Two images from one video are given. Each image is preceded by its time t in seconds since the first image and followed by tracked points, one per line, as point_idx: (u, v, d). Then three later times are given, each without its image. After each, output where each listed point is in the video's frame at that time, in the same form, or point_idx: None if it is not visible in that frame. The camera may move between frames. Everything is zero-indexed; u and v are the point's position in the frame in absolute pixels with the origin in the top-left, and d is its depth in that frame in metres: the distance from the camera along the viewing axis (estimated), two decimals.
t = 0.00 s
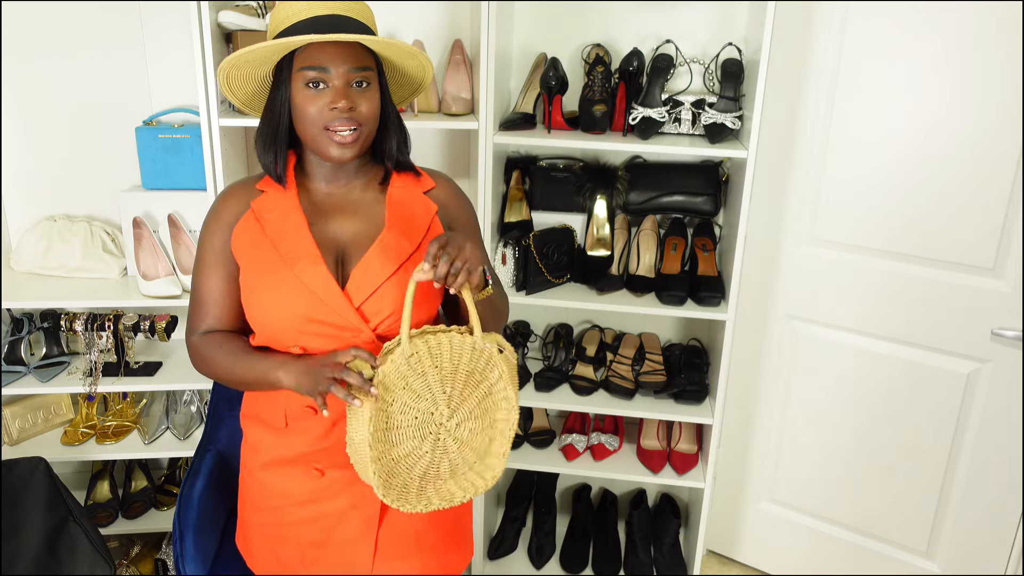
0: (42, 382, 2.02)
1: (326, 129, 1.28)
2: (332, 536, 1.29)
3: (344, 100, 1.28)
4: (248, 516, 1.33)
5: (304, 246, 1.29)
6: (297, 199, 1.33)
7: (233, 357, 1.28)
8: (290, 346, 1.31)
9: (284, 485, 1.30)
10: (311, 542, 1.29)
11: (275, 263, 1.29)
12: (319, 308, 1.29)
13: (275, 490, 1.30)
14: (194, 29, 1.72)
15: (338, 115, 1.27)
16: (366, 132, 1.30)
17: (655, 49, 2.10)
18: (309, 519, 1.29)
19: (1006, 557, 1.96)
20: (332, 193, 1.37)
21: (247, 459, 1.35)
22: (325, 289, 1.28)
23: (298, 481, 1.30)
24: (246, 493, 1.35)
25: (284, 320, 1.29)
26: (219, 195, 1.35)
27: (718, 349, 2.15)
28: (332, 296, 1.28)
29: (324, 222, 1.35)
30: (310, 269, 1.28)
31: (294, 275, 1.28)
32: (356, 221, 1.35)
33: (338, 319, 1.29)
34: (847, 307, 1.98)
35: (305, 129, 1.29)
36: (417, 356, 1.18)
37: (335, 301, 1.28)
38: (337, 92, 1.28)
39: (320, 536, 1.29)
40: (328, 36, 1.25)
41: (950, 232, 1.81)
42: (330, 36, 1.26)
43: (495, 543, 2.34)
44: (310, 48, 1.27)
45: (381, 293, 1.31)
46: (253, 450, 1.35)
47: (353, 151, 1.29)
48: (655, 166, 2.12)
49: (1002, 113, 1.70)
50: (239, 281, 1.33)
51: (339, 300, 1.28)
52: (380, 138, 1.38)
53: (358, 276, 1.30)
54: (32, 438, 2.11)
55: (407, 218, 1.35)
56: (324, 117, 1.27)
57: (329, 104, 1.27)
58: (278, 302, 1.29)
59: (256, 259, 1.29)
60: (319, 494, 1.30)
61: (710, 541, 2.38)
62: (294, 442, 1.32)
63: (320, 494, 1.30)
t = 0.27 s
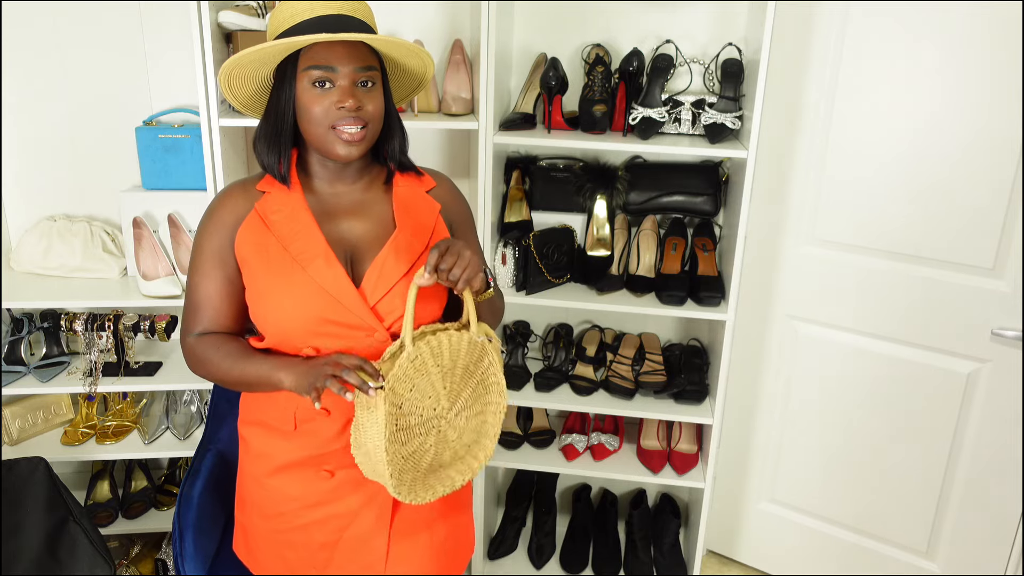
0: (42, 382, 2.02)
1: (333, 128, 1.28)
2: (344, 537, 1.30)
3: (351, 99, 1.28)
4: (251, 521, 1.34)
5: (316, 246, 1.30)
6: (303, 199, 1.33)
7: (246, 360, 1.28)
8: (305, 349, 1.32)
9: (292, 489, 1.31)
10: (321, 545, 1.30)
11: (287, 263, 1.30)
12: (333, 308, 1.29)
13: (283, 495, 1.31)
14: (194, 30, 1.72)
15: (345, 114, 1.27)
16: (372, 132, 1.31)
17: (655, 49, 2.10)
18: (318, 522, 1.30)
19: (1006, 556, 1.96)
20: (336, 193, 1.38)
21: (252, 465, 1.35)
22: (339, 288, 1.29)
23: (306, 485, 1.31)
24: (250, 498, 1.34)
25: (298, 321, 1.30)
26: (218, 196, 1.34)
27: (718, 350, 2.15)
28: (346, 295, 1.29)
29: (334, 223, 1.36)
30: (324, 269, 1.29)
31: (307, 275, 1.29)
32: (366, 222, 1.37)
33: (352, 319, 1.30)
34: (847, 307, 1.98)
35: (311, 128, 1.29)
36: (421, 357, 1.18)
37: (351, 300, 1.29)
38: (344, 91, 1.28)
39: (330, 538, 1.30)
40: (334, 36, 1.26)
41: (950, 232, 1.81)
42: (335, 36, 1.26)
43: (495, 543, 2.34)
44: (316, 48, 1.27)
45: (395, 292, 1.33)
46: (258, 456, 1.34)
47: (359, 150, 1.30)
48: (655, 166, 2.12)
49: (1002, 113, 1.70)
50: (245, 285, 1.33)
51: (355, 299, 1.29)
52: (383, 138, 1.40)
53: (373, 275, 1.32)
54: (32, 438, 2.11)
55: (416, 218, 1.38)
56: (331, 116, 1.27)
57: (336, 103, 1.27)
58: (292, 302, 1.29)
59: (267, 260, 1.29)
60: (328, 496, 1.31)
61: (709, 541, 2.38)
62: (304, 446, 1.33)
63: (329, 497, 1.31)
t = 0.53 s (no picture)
0: (42, 382, 2.02)
1: (334, 129, 1.28)
2: (347, 539, 1.30)
3: (352, 100, 1.28)
4: (252, 523, 1.33)
5: (323, 248, 1.30)
6: (306, 200, 1.33)
7: (252, 364, 1.27)
8: (312, 350, 1.31)
9: (294, 491, 1.31)
10: (325, 546, 1.29)
11: (293, 265, 1.30)
12: (339, 308, 1.30)
13: (286, 496, 1.31)
14: (194, 30, 1.72)
15: (347, 115, 1.27)
16: (372, 132, 1.31)
17: (655, 49, 2.10)
18: (322, 523, 1.30)
19: (1006, 557, 1.95)
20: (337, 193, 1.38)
21: (252, 467, 1.35)
22: (346, 288, 1.29)
23: (308, 485, 1.31)
24: (250, 499, 1.34)
25: (306, 322, 1.30)
26: (218, 198, 1.33)
27: (718, 350, 2.15)
28: (354, 294, 1.30)
29: (340, 223, 1.36)
30: (332, 269, 1.29)
31: (315, 276, 1.30)
32: (371, 222, 1.37)
33: (360, 319, 1.31)
34: (847, 307, 1.98)
35: (312, 128, 1.29)
36: (421, 388, 1.19)
37: (359, 301, 1.30)
38: (345, 91, 1.28)
39: (333, 539, 1.30)
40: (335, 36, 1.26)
41: (950, 232, 1.81)
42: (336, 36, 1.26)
43: (496, 543, 2.34)
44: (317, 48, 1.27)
45: (403, 292, 1.34)
46: (258, 458, 1.34)
47: (360, 151, 1.30)
48: (655, 166, 2.12)
49: (1001, 112, 1.69)
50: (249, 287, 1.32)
51: (363, 299, 1.30)
52: (384, 139, 1.40)
53: (381, 275, 1.33)
54: (32, 438, 2.11)
55: (421, 218, 1.39)
56: (332, 117, 1.27)
57: (337, 104, 1.27)
58: (299, 303, 1.29)
59: (274, 262, 1.29)
60: (330, 497, 1.31)
61: (709, 541, 2.38)
62: (306, 447, 1.33)
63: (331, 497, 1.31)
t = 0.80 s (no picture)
0: (42, 382, 2.02)
1: (334, 129, 1.28)
2: (340, 538, 1.29)
3: (352, 101, 1.28)
4: (249, 521, 1.34)
5: (317, 248, 1.30)
6: (303, 199, 1.33)
7: (247, 363, 1.27)
8: (307, 349, 1.31)
9: (289, 489, 1.31)
10: (319, 544, 1.29)
11: (288, 264, 1.30)
12: (334, 309, 1.30)
13: (281, 494, 1.31)
14: (194, 30, 1.72)
15: (347, 116, 1.28)
16: (372, 133, 1.31)
17: (655, 49, 2.10)
18: (316, 522, 1.30)
19: (1006, 557, 1.95)
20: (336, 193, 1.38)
21: (251, 465, 1.35)
22: (341, 289, 1.29)
23: (304, 484, 1.31)
24: (248, 498, 1.35)
25: (301, 322, 1.30)
26: (217, 196, 1.33)
27: (718, 349, 2.15)
28: (348, 295, 1.29)
29: (337, 222, 1.36)
30: (326, 269, 1.29)
31: (309, 275, 1.29)
32: (369, 221, 1.38)
33: (355, 319, 1.31)
34: (847, 307, 1.98)
35: (312, 129, 1.29)
36: (410, 395, 1.19)
37: (354, 301, 1.29)
38: (345, 92, 1.28)
39: (327, 538, 1.29)
40: (336, 37, 1.26)
41: (950, 232, 1.81)
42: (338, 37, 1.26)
43: (496, 543, 2.34)
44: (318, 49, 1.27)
45: (398, 292, 1.34)
46: (257, 455, 1.35)
47: (360, 152, 1.30)
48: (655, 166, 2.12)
49: (1001, 113, 1.69)
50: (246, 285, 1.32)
51: (358, 300, 1.29)
52: (383, 139, 1.41)
53: (375, 275, 1.32)
54: (31, 438, 2.11)
55: (419, 219, 1.39)
56: (332, 118, 1.28)
57: (338, 105, 1.27)
58: (295, 303, 1.29)
59: (269, 261, 1.29)
60: (326, 496, 1.31)
61: (710, 541, 2.38)
62: (304, 445, 1.33)
63: (327, 496, 1.31)
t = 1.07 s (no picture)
0: (42, 382, 2.02)
1: (335, 130, 1.28)
2: (338, 539, 1.29)
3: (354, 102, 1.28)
4: (249, 520, 1.34)
5: (315, 248, 1.30)
6: (303, 200, 1.33)
7: (245, 362, 1.27)
8: (304, 349, 1.31)
9: (287, 489, 1.31)
10: (317, 545, 1.29)
11: (286, 264, 1.30)
12: (333, 309, 1.30)
13: (280, 494, 1.31)
14: (194, 30, 1.72)
15: (348, 117, 1.27)
16: (373, 134, 1.31)
17: (655, 49, 2.10)
18: (315, 522, 1.30)
19: (1006, 558, 1.95)
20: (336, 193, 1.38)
21: (251, 463, 1.35)
22: (339, 290, 1.29)
23: (303, 484, 1.31)
24: (247, 497, 1.35)
25: (298, 322, 1.30)
26: (219, 195, 1.34)
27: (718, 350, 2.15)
28: (346, 296, 1.29)
29: (336, 222, 1.36)
30: (324, 270, 1.29)
31: (306, 275, 1.29)
32: (368, 222, 1.38)
33: (351, 319, 1.30)
34: (847, 308, 1.98)
35: (313, 129, 1.29)
36: (403, 390, 1.17)
37: (350, 301, 1.29)
38: (347, 93, 1.28)
39: (325, 538, 1.29)
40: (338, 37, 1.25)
41: (949, 232, 1.81)
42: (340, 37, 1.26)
43: (496, 543, 2.34)
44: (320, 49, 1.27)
45: (395, 293, 1.33)
46: (256, 454, 1.34)
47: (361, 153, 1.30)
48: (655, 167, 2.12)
49: (1001, 113, 1.69)
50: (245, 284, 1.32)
51: (354, 300, 1.29)
52: (384, 139, 1.41)
53: (373, 276, 1.32)
54: (31, 438, 2.11)
55: (418, 220, 1.39)
56: (333, 119, 1.27)
57: (339, 105, 1.27)
58: (292, 303, 1.29)
59: (267, 261, 1.29)
60: (325, 496, 1.31)
61: (710, 541, 2.38)
62: (303, 444, 1.33)
63: (325, 496, 1.31)
